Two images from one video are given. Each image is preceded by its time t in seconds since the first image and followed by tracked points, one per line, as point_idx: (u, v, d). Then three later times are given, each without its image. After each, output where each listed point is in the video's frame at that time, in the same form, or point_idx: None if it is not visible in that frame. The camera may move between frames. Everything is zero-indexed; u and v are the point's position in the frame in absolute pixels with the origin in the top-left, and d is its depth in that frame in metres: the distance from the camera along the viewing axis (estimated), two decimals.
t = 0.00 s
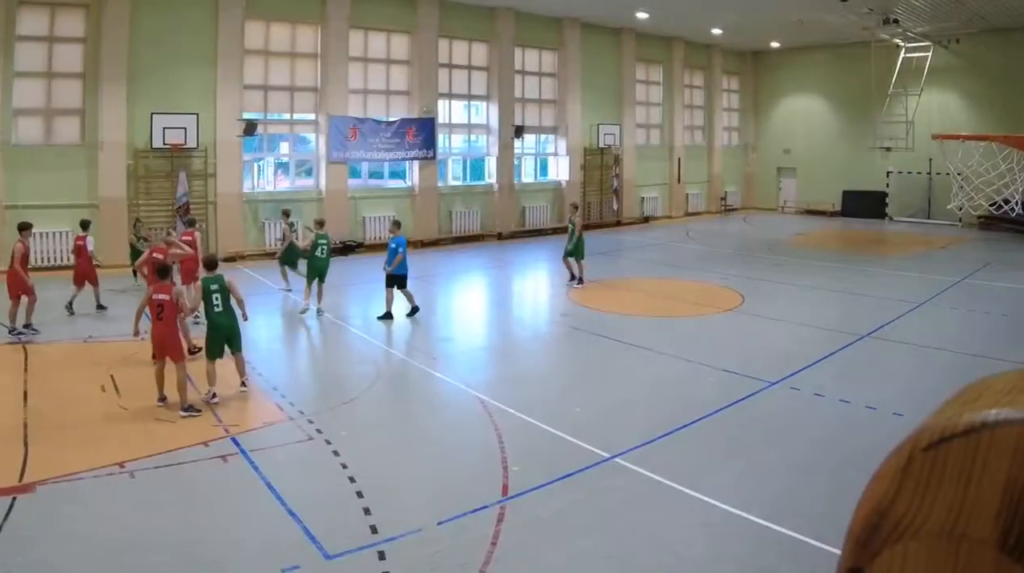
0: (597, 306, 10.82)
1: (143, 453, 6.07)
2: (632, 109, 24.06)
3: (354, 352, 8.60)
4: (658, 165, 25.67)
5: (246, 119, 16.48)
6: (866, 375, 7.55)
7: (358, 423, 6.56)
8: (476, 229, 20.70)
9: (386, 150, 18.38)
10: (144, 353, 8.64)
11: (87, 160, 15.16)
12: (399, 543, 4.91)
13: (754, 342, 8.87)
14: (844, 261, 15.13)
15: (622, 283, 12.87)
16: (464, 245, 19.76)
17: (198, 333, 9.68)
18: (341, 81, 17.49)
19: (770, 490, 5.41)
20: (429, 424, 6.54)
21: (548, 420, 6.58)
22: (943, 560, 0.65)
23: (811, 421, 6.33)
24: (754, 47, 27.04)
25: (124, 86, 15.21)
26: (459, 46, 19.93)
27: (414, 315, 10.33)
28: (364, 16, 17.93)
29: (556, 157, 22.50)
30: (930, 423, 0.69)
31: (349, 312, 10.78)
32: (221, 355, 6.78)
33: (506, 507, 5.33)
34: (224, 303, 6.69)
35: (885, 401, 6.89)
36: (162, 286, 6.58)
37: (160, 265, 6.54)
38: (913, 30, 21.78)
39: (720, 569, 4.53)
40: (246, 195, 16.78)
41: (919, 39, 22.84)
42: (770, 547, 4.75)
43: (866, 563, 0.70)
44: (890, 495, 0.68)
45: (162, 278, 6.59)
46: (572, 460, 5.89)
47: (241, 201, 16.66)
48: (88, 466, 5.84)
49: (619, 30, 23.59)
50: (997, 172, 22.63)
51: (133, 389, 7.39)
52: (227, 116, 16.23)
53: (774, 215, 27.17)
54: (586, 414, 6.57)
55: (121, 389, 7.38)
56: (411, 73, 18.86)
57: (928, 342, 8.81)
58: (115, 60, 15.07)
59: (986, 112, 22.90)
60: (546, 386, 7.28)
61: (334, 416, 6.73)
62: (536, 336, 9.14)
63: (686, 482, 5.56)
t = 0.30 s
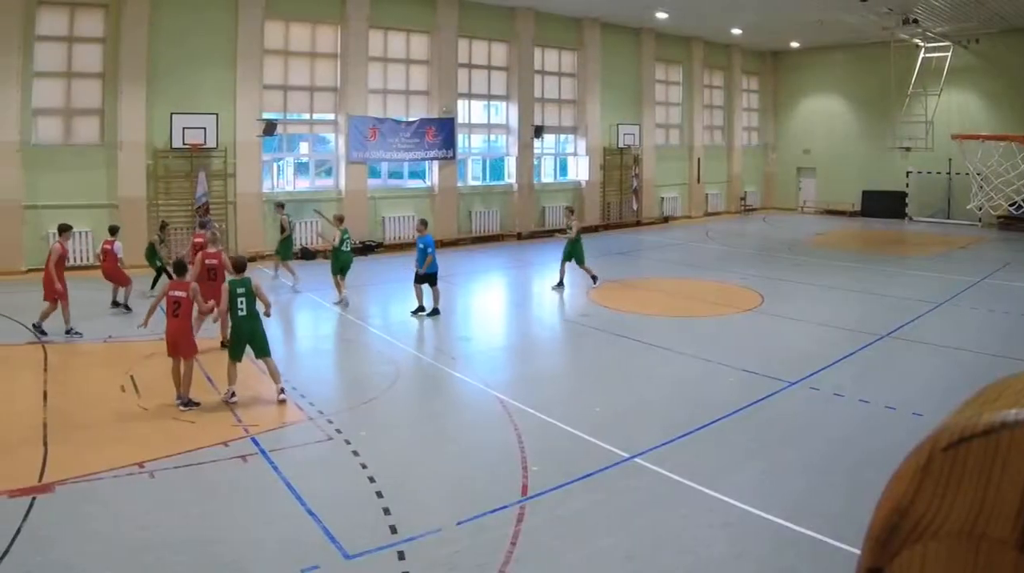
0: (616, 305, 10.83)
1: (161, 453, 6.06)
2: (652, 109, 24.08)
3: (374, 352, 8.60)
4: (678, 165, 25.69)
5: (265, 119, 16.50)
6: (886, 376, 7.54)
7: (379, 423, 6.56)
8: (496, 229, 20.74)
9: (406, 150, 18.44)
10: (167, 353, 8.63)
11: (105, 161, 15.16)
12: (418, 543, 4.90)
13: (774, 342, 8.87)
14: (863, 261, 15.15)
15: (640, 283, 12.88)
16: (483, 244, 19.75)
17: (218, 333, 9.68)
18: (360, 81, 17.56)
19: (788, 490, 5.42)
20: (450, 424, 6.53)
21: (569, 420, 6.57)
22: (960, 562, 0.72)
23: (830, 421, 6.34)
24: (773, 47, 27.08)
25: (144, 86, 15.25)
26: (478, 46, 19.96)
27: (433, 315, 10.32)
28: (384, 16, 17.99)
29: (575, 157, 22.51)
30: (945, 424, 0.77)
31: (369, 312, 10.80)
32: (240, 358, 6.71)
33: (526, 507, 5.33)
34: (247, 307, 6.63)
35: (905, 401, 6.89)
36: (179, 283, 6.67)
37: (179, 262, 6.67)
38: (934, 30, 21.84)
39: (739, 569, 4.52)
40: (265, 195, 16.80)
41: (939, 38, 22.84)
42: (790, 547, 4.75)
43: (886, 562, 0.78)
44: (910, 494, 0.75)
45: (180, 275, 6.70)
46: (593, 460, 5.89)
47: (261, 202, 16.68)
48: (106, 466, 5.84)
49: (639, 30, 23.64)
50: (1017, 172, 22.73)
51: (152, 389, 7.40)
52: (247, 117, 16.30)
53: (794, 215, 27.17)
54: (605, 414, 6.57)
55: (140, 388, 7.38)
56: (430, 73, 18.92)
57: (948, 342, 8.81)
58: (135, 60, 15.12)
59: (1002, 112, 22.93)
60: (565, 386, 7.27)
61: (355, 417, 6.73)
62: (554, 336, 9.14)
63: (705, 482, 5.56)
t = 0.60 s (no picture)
0: (637, 305, 10.84)
1: (181, 453, 6.06)
2: (672, 110, 24.10)
3: (394, 352, 8.60)
4: (699, 165, 25.68)
5: (286, 119, 16.56)
6: (907, 375, 7.55)
7: (401, 423, 6.56)
8: (517, 229, 20.76)
9: (427, 150, 18.53)
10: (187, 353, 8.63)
11: (126, 162, 15.23)
12: (439, 543, 4.90)
13: (794, 342, 8.88)
14: (883, 261, 15.16)
15: (660, 283, 12.91)
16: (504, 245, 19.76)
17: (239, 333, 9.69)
18: (380, 81, 17.64)
19: (806, 489, 5.43)
20: (472, 424, 6.53)
21: (591, 420, 6.57)
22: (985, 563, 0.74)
23: (852, 420, 6.34)
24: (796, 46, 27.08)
25: (165, 85, 15.34)
26: (499, 46, 19.99)
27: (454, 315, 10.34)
28: (403, 17, 18.05)
29: (596, 157, 22.55)
30: (967, 422, 0.78)
31: (390, 312, 10.82)
32: (273, 361, 6.67)
33: (546, 507, 5.33)
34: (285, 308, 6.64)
35: (927, 400, 6.90)
36: (196, 283, 6.71)
37: (197, 262, 6.73)
38: (955, 29, 21.88)
39: (760, 569, 4.52)
40: (286, 196, 16.93)
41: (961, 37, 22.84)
42: (810, 546, 4.76)
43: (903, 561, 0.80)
44: (929, 495, 0.77)
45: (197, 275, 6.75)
46: (613, 460, 5.91)
47: (282, 201, 16.83)
48: (127, 466, 5.84)
49: (660, 30, 23.65)
50: None
51: (171, 388, 7.40)
52: (268, 118, 16.38)
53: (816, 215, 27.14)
54: (627, 414, 6.57)
55: (160, 388, 7.38)
56: (451, 73, 18.98)
57: (970, 342, 8.82)
58: (155, 59, 15.20)
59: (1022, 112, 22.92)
60: (585, 385, 7.28)
61: (377, 417, 6.72)
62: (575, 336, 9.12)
63: (725, 482, 5.56)
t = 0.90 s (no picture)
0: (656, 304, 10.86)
1: (200, 453, 6.06)
2: (691, 110, 24.12)
3: (414, 351, 8.62)
4: (719, 165, 25.70)
5: (305, 120, 16.68)
6: (928, 375, 7.55)
7: (421, 423, 6.56)
8: (536, 229, 20.79)
9: (447, 150, 18.62)
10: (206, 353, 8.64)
11: (145, 162, 15.34)
12: (459, 543, 4.90)
13: (812, 342, 8.89)
14: (901, 261, 15.16)
15: (679, 283, 12.93)
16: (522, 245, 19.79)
17: (260, 332, 9.70)
18: (400, 81, 17.74)
19: (825, 489, 5.43)
20: (491, 424, 6.53)
21: (610, 420, 6.57)
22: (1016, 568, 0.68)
23: (871, 419, 6.35)
24: (815, 46, 27.14)
25: (184, 85, 15.45)
26: (518, 46, 20.05)
27: (473, 316, 10.35)
28: (422, 17, 18.15)
29: (615, 157, 22.60)
30: (987, 424, 0.76)
31: (410, 312, 10.83)
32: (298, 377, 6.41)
33: (566, 507, 5.33)
34: (310, 322, 6.38)
35: (948, 401, 6.90)
36: (207, 282, 6.68)
37: (208, 260, 6.68)
38: (975, 29, 21.87)
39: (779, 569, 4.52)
40: (306, 195, 17.01)
41: (981, 37, 22.88)
42: (830, 546, 4.76)
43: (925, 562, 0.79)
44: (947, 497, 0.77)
45: (209, 274, 6.71)
46: (633, 460, 5.91)
47: (302, 200, 16.93)
48: (146, 466, 5.84)
49: (679, 30, 23.69)
50: None
51: (189, 389, 7.38)
52: (288, 118, 16.53)
53: (836, 215, 27.12)
54: (646, 414, 6.57)
55: (179, 388, 7.37)
56: (470, 73, 19.05)
57: (991, 342, 8.81)
58: (174, 60, 15.33)
59: None
60: (603, 385, 7.29)
61: (397, 417, 6.73)
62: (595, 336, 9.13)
63: (745, 482, 5.56)
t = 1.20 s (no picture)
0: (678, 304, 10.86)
1: (221, 454, 6.06)
2: (712, 110, 24.10)
3: (436, 351, 8.62)
4: (739, 165, 25.69)
5: (327, 120, 16.75)
6: (951, 376, 7.54)
7: (442, 423, 6.56)
8: (556, 229, 20.82)
9: (468, 150, 18.66)
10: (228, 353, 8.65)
11: (166, 161, 15.52)
12: (479, 544, 4.90)
13: (832, 342, 8.90)
14: (924, 261, 15.13)
15: (700, 283, 12.94)
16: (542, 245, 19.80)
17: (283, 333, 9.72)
18: (421, 81, 17.78)
19: (845, 490, 5.43)
20: (513, 424, 6.53)
21: (632, 420, 6.57)
22: None
23: (892, 419, 6.35)
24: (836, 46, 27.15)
25: (205, 85, 15.57)
26: (539, 46, 20.07)
27: (494, 316, 10.36)
28: (443, 16, 18.19)
29: (636, 157, 22.63)
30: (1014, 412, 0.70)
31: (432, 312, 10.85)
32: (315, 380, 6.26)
33: (587, 507, 5.33)
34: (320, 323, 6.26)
35: (970, 401, 6.89)
36: (237, 282, 6.72)
37: (240, 260, 6.71)
38: (995, 31, 21.76)
39: (799, 569, 4.52)
40: (327, 195, 17.09)
41: (1002, 39, 22.76)
42: (849, 547, 4.75)
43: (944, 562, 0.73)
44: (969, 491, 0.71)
45: (239, 274, 6.74)
46: (654, 460, 5.93)
47: (322, 201, 16.97)
48: (167, 467, 5.84)
49: (701, 30, 23.68)
50: None
51: (211, 389, 7.38)
52: (309, 117, 16.57)
53: (857, 215, 27.12)
54: (668, 414, 6.57)
55: (200, 388, 7.37)
56: (492, 72, 19.09)
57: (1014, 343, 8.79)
58: (195, 60, 15.47)
59: None
60: (621, 385, 7.29)
61: (418, 417, 6.74)
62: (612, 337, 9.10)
63: (765, 482, 5.56)
